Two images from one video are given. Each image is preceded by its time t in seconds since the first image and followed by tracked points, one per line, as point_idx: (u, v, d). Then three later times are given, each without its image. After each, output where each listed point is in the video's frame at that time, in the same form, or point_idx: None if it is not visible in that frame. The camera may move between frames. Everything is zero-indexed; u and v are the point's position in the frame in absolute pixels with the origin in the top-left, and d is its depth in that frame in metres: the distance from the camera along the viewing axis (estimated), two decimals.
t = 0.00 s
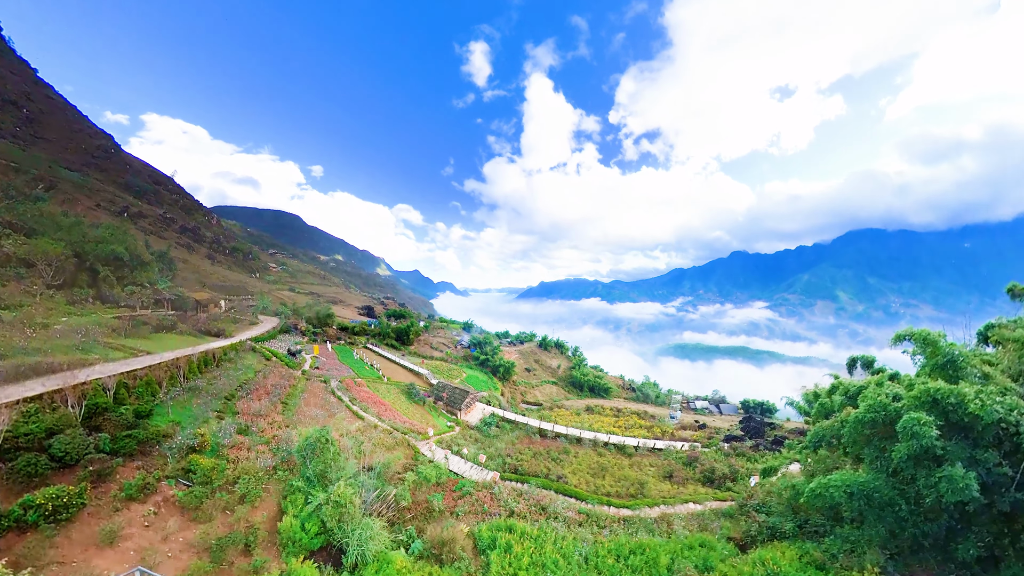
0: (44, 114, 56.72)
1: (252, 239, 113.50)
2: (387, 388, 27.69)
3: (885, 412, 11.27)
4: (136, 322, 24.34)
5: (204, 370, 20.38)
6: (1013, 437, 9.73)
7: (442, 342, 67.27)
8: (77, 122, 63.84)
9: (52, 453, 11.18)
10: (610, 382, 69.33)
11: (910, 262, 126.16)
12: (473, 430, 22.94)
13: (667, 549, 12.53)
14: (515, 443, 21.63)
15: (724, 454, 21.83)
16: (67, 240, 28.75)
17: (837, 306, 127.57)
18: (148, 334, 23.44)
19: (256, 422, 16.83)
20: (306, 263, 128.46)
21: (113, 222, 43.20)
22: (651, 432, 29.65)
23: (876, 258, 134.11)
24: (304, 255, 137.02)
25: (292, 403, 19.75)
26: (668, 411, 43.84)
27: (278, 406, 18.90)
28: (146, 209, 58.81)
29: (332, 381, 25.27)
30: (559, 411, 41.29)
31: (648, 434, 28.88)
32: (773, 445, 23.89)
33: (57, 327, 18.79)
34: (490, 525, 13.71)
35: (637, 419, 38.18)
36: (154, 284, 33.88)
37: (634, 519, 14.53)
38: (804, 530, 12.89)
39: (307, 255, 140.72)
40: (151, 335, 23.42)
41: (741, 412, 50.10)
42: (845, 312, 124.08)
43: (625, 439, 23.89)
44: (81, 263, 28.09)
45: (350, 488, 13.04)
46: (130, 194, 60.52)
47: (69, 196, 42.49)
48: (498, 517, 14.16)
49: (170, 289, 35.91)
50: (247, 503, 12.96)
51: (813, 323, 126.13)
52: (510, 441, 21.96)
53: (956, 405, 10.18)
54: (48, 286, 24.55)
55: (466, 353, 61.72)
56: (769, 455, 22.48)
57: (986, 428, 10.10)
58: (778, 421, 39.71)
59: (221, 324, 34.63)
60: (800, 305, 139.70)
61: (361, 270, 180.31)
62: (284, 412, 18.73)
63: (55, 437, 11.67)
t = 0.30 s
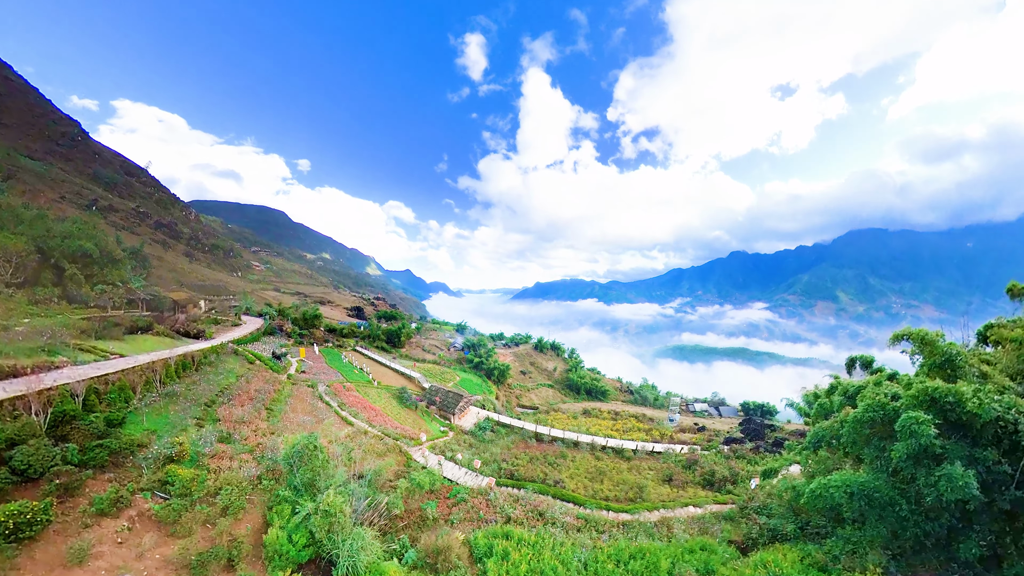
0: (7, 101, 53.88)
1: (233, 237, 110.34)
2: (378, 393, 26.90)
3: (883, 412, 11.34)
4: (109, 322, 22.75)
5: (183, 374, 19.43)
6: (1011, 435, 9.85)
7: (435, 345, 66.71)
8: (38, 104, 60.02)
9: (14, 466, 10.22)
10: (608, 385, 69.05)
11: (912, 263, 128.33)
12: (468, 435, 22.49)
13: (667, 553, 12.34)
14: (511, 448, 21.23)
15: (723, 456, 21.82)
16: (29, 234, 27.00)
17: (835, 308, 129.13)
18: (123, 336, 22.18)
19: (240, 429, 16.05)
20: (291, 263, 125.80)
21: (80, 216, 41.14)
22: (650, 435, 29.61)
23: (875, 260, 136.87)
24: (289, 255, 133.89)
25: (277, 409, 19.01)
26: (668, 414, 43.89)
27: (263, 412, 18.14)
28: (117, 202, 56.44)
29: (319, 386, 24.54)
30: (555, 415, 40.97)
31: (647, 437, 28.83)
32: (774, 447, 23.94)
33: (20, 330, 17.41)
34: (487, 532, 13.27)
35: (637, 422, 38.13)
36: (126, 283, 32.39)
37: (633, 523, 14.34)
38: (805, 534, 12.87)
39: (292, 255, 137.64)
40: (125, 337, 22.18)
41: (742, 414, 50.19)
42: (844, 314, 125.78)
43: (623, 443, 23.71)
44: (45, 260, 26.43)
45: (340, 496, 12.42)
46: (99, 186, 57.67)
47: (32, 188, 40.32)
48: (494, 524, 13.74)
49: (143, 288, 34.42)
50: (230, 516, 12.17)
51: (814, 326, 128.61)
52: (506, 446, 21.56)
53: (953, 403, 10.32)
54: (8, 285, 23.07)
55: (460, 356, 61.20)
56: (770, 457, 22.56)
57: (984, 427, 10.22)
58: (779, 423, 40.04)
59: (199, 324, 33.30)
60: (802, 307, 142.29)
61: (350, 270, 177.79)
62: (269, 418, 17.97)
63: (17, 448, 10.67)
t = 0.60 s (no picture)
0: None
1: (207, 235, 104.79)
2: (362, 402, 26.23)
3: (881, 412, 11.39)
4: (59, 327, 20.44)
5: (146, 383, 17.86)
6: (1009, 432, 9.97)
7: (423, 352, 65.80)
8: None
9: None
10: (604, 391, 68.58)
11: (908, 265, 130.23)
12: (458, 446, 21.79)
13: (669, 563, 11.86)
14: (504, 458, 20.57)
15: (723, 463, 21.75)
16: None
17: (833, 309, 130.38)
18: (74, 341, 20.19)
19: (210, 444, 14.80)
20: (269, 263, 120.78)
21: (28, 206, 37.70)
22: (646, 442, 29.55)
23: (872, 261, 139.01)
24: (267, 256, 128.39)
25: (251, 422, 17.84)
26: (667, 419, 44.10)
27: (236, 425, 16.90)
28: (69, 191, 49.88)
29: (298, 397, 23.60)
30: (550, 422, 40.41)
31: (644, 443, 28.72)
32: (773, 452, 24.18)
33: None
34: (480, 548, 12.44)
35: (633, 429, 38.09)
36: (81, 282, 29.72)
37: (632, 533, 13.89)
38: (808, 539, 12.78)
39: (270, 256, 132.05)
40: (77, 343, 20.21)
41: (741, 418, 50.71)
42: (841, 315, 127.00)
43: (620, 450, 23.34)
44: None
45: (322, 514, 11.40)
46: (51, 173, 50.39)
47: None
48: (488, 539, 12.98)
49: (101, 288, 31.83)
50: (199, 540, 10.92)
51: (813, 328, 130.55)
52: (499, 457, 20.87)
53: (950, 401, 10.44)
54: None
55: (449, 362, 60.55)
56: (769, 462, 22.72)
57: (982, 425, 10.34)
58: (779, 427, 40.63)
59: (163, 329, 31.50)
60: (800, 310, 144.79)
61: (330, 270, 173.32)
62: (243, 431, 16.76)
63: None
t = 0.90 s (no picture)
0: None
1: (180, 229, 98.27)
2: (342, 414, 25.47)
3: (879, 413, 11.33)
4: None
5: (98, 396, 16.18)
6: (1008, 431, 10.00)
7: (409, 359, 64.01)
8: None
9: None
10: (599, 399, 67.94)
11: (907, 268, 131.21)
12: (446, 459, 21.11)
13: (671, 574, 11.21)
14: (495, 471, 19.73)
15: (724, 470, 21.57)
16: None
17: (832, 313, 131.17)
18: (10, 348, 17.99)
19: (171, 462, 13.40)
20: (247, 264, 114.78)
21: None
22: (645, 451, 29.20)
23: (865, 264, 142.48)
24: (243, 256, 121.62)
25: (217, 437, 16.47)
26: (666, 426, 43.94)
27: (200, 441, 15.52)
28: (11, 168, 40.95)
29: (271, 409, 22.39)
30: (544, 432, 39.53)
31: (642, 452, 28.38)
32: (775, 459, 24.33)
33: None
34: (474, 566, 11.48)
35: (630, 437, 37.73)
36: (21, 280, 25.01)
37: (631, 546, 13.37)
38: (811, 546, 12.55)
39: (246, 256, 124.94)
40: (15, 348, 18.10)
41: (741, 425, 50.95)
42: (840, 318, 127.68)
43: (617, 460, 22.89)
44: None
45: (300, 536, 10.22)
46: None
47: None
48: (481, 558, 12.03)
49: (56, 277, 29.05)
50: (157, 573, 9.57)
51: (810, 331, 132.59)
52: (490, 470, 20.04)
53: (947, 401, 10.45)
54: None
55: (436, 370, 59.38)
56: (770, 469, 22.81)
57: (981, 425, 10.36)
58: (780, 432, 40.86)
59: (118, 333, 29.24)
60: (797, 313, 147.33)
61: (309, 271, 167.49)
62: (208, 449, 15.38)
63: None
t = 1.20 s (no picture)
0: None
1: (149, 222, 92.77)
2: (319, 428, 24.94)
3: (876, 417, 11.24)
4: None
5: (39, 410, 14.56)
6: (1005, 432, 10.05)
7: (393, 367, 62.15)
8: None
9: None
10: (593, 407, 67.37)
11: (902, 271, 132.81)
12: (433, 475, 20.84)
13: None
14: (485, 486, 18.88)
15: (723, 480, 21.56)
16: None
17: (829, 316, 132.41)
18: None
19: (127, 484, 12.09)
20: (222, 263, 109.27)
21: None
22: (641, 460, 28.92)
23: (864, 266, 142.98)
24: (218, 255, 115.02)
25: (179, 455, 15.17)
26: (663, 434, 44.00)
27: (160, 460, 14.24)
28: None
29: (242, 423, 21.64)
30: (536, 443, 38.87)
31: (638, 462, 28.19)
32: (775, 465, 24.59)
33: None
34: None
35: (626, 446, 37.53)
36: None
37: (631, 560, 12.83)
38: (814, 554, 12.35)
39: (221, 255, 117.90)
40: None
41: (740, 432, 51.39)
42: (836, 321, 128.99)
43: (613, 471, 22.58)
44: None
45: (275, 563, 9.10)
46: None
47: None
48: None
49: None
50: None
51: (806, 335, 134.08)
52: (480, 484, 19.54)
53: (944, 403, 10.47)
54: None
55: (422, 378, 58.20)
56: (769, 476, 23.05)
57: (978, 426, 10.38)
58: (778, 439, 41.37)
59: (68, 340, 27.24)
60: (794, 316, 149.06)
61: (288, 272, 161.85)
62: (168, 468, 14.07)
63: None
